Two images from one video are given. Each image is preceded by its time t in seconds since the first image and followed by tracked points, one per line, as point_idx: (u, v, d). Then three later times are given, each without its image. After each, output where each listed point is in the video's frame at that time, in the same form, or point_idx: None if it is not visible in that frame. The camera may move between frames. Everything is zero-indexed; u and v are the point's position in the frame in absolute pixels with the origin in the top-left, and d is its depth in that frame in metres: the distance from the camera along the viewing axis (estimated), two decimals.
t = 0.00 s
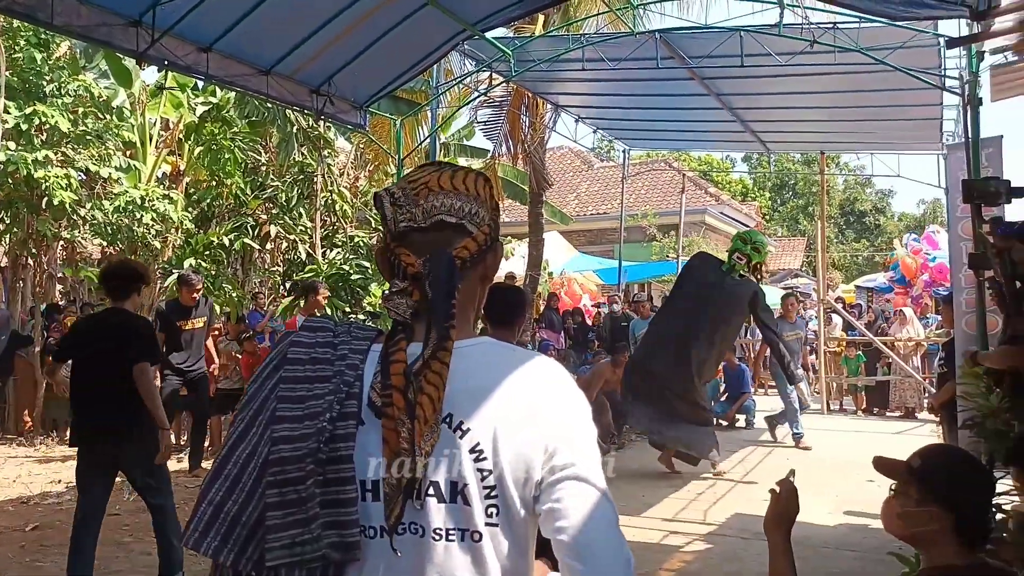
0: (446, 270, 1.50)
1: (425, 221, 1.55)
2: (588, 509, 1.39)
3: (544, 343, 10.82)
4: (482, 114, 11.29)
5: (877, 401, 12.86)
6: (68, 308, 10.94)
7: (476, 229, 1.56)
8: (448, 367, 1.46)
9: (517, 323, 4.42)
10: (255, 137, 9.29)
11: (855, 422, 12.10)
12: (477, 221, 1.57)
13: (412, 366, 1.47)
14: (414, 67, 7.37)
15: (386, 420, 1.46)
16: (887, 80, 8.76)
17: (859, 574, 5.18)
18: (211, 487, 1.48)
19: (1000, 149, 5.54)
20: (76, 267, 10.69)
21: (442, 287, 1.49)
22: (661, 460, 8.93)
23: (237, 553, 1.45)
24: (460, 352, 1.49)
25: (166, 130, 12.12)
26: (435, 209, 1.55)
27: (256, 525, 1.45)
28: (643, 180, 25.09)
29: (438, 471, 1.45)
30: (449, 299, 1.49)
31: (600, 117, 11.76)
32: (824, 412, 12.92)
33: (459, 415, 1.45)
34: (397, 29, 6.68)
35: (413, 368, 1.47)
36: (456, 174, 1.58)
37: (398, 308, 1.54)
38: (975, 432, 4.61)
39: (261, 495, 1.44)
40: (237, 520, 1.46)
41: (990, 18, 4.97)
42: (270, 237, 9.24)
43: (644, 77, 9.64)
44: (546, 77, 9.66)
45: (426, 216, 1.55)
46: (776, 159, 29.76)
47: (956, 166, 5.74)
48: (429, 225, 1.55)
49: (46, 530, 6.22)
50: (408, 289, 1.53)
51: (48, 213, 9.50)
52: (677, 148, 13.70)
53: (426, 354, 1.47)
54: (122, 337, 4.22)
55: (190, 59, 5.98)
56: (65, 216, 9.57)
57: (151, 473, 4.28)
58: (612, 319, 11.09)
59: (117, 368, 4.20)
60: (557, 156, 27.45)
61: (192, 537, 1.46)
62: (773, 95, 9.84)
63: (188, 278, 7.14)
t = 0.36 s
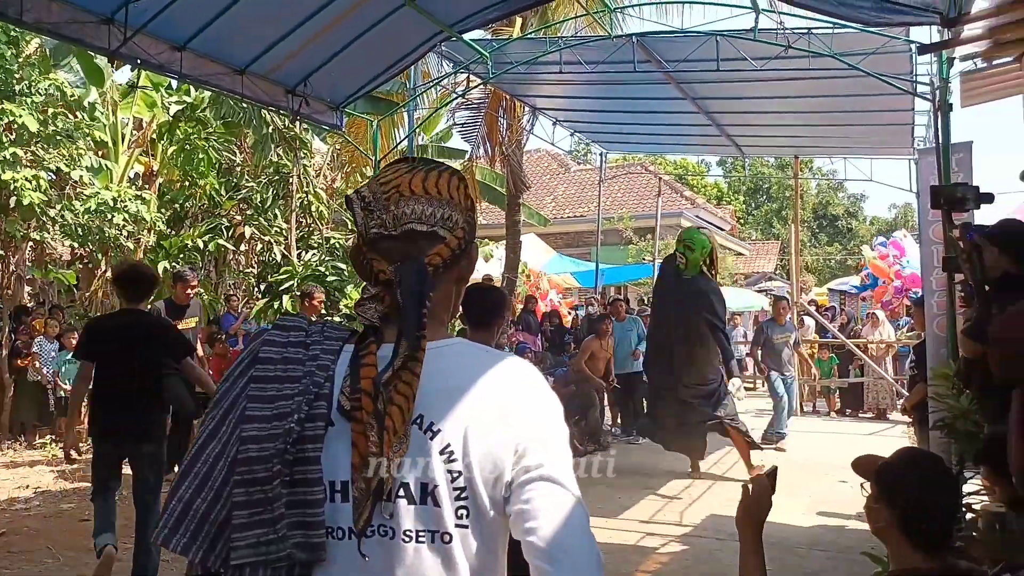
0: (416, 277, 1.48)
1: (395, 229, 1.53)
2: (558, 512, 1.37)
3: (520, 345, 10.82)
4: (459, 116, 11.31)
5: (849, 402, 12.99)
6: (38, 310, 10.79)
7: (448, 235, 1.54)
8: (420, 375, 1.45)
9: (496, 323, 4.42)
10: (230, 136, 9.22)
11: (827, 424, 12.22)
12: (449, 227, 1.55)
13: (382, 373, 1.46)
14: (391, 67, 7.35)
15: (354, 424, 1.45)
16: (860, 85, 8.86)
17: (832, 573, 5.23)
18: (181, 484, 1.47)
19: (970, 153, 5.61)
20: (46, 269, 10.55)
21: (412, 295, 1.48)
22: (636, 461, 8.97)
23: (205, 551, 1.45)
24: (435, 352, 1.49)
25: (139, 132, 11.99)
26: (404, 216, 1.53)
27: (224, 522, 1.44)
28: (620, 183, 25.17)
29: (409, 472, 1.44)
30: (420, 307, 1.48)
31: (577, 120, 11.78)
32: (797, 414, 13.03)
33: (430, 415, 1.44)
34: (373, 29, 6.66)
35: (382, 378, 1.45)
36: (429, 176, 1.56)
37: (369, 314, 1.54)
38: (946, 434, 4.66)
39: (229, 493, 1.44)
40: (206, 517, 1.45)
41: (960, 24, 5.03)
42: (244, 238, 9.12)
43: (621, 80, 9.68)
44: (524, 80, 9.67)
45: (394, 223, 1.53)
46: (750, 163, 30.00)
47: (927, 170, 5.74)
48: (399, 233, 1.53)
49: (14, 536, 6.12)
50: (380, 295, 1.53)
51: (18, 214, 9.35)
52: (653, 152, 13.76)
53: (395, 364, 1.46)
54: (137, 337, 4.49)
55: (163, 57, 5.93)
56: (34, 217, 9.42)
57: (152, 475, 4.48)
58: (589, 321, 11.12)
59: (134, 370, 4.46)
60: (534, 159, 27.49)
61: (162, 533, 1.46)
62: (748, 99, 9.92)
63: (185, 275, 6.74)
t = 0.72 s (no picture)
0: (385, 277, 1.47)
1: (365, 229, 1.52)
2: (524, 515, 1.36)
3: (496, 343, 10.82)
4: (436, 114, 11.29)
5: (824, 398, 13.11)
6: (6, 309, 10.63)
7: (420, 233, 1.53)
8: (388, 377, 1.44)
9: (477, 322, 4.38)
10: (203, 134, 9.05)
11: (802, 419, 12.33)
12: (422, 225, 1.53)
13: (351, 374, 1.44)
14: (366, 63, 7.31)
15: (323, 423, 1.44)
16: (834, 83, 8.92)
17: (806, 567, 5.27)
18: (150, 483, 1.45)
19: (940, 152, 5.68)
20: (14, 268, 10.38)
21: (380, 295, 1.46)
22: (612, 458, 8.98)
23: (174, 551, 1.43)
24: (407, 350, 1.47)
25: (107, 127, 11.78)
26: (374, 215, 1.52)
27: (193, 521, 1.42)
28: (596, 181, 25.23)
29: (376, 471, 1.43)
30: (389, 308, 1.46)
31: (553, 118, 11.78)
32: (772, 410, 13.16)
33: (399, 415, 1.43)
34: (348, 26, 6.62)
35: (351, 379, 1.44)
36: (401, 174, 1.54)
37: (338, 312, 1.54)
38: (918, 428, 4.71)
39: (199, 492, 1.42)
40: (175, 516, 1.43)
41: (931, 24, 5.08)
42: (217, 236, 9.09)
43: (598, 78, 9.69)
44: (500, 77, 9.66)
45: (364, 223, 1.52)
46: (725, 162, 30.21)
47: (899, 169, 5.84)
48: (369, 233, 1.52)
49: None
50: (350, 294, 1.52)
51: None
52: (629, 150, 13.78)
53: (365, 366, 1.44)
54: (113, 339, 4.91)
55: (134, 52, 5.85)
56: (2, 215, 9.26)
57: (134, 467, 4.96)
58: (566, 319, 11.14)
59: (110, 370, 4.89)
60: (511, 157, 27.49)
61: (130, 532, 1.43)
62: (724, 98, 9.97)
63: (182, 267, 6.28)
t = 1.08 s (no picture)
0: (349, 283, 1.46)
1: (329, 233, 1.52)
2: (498, 524, 1.36)
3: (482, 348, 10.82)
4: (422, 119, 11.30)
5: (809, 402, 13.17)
6: None
7: (385, 237, 1.52)
8: (357, 388, 1.44)
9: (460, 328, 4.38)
10: (186, 138, 9.03)
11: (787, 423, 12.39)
12: (388, 228, 1.53)
13: (318, 385, 1.44)
14: (351, 68, 7.30)
15: (293, 435, 1.44)
16: (817, 90, 8.99)
17: (791, 571, 5.29)
18: (118, 498, 1.43)
19: (921, 158, 5.73)
20: None
21: (345, 302, 1.45)
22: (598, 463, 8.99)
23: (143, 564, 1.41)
24: (374, 359, 1.47)
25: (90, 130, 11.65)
26: (338, 219, 1.51)
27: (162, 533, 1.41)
28: (583, 187, 25.29)
29: (346, 482, 1.43)
30: (354, 318, 1.45)
31: (539, 124, 11.81)
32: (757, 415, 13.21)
33: (368, 425, 1.43)
34: (333, 30, 6.61)
35: (318, 391, 1.44)
36: (364, 176, 1.53)
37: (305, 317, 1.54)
38: (901, 432, 4.74)
39: (168, 505, 1.40)
40: (146, 529, 1.41)
41: (910, 32, 5.14)
42: (201, 241, 8.96)
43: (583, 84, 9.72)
44: (485, 83, 9.68)
45: (327, 226, 1.52)
46: (710, 168, 30.35)
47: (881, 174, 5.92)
48: (333, 237, 1.52)
49: None
50: (317, 300, 1.52)
51: None
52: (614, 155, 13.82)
53: (332, 377, 1.44)
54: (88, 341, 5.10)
55: (116, 56, 5.82)
56: None
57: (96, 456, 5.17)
58: (551, 324, 11.16)
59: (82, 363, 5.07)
60: (497, 162, 27.53)
61: (99, 547, 1.41)
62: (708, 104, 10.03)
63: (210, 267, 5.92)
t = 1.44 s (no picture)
0: (307, 291, 1.44)
1: (285, 240, 1.51)
2: (465, 523, 1.38)
3: (467, 351, 10.82)
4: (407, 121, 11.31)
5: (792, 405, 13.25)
6: None
7: (343, 242, 1.50)
8: (320, 394, 1.42)
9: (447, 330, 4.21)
10: (168, 138, 8.95)
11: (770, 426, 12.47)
12: (345, 234, 1.51)
13: (282, 392, 1.43)
14: (336, 69, 7.30)
15: (258, 442, 1.44)
16: (800, 96, 9.05)
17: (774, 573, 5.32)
18: (85, 506, 1.43)
19: (902, 164, 5.78)
20: None
21: (303, 310, 1.43)
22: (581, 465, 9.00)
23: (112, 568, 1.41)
24: (336, 361, 1.46)
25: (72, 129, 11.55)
26: (293, 227, 1.50)
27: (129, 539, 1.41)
28: (567, 190, 25.34)
29: (312, 485, 1.42)
30: (313, 325, 1.43)
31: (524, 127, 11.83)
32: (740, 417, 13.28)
33: (332, 427, 1.42)
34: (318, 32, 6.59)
35: (281, 398, 1.42)
36: (321, 182, 1.50)
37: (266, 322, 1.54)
38: (882, 436, 4.78)
39: (135, 512, 1.41)
40: (113, 538, 1.41)
41: (892, 38, 5.18)
42: (183, 242, 8.87)
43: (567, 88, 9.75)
44: (469, 86, 9.68)
45: (283, 233, 1.51)
46: (694, 171, 30.49)
47: (863, 179, 5.97)
48: (290, 245, 1.51)
49: None
50: (278, 307, 1.51)
51: None
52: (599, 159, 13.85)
53: (294, 383, 1.42)
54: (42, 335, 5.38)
55: (97, 55, 5.78)
56: None
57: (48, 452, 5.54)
58: (536, 326, 11.17)
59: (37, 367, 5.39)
60: (482, 165, 27.53)
61: (66, 555, 1.42)
62: (692, 109, 10.08)
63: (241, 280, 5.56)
